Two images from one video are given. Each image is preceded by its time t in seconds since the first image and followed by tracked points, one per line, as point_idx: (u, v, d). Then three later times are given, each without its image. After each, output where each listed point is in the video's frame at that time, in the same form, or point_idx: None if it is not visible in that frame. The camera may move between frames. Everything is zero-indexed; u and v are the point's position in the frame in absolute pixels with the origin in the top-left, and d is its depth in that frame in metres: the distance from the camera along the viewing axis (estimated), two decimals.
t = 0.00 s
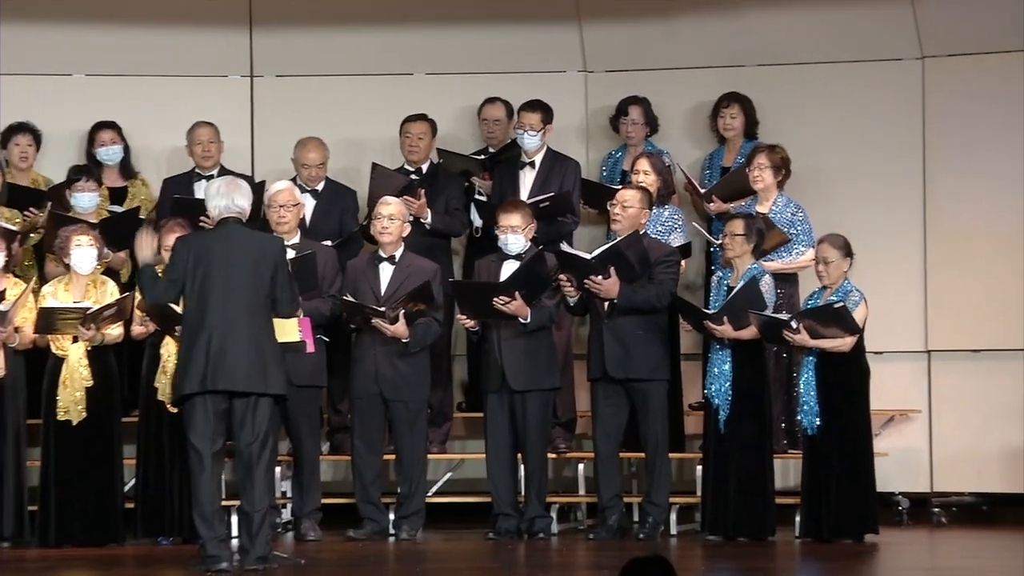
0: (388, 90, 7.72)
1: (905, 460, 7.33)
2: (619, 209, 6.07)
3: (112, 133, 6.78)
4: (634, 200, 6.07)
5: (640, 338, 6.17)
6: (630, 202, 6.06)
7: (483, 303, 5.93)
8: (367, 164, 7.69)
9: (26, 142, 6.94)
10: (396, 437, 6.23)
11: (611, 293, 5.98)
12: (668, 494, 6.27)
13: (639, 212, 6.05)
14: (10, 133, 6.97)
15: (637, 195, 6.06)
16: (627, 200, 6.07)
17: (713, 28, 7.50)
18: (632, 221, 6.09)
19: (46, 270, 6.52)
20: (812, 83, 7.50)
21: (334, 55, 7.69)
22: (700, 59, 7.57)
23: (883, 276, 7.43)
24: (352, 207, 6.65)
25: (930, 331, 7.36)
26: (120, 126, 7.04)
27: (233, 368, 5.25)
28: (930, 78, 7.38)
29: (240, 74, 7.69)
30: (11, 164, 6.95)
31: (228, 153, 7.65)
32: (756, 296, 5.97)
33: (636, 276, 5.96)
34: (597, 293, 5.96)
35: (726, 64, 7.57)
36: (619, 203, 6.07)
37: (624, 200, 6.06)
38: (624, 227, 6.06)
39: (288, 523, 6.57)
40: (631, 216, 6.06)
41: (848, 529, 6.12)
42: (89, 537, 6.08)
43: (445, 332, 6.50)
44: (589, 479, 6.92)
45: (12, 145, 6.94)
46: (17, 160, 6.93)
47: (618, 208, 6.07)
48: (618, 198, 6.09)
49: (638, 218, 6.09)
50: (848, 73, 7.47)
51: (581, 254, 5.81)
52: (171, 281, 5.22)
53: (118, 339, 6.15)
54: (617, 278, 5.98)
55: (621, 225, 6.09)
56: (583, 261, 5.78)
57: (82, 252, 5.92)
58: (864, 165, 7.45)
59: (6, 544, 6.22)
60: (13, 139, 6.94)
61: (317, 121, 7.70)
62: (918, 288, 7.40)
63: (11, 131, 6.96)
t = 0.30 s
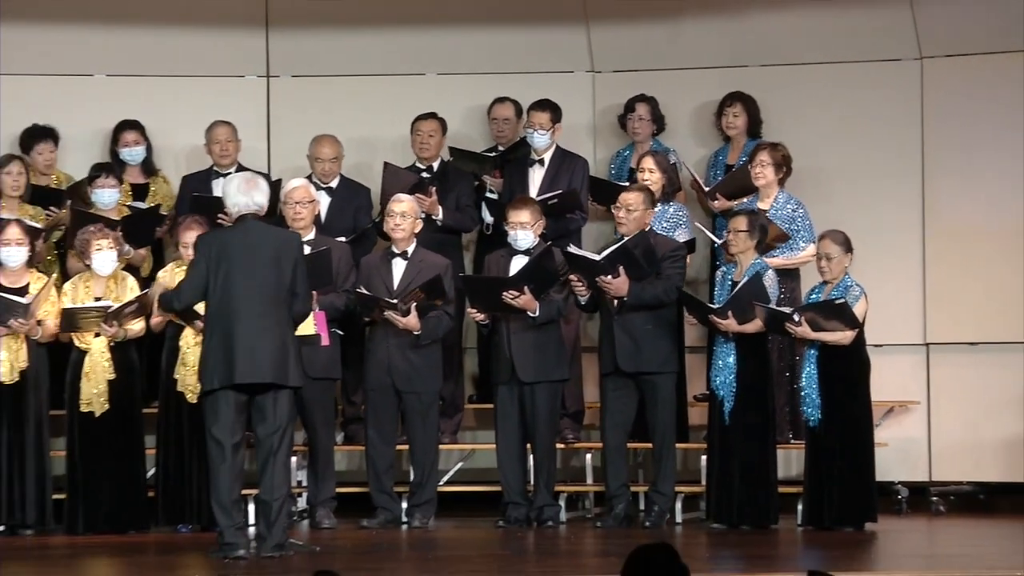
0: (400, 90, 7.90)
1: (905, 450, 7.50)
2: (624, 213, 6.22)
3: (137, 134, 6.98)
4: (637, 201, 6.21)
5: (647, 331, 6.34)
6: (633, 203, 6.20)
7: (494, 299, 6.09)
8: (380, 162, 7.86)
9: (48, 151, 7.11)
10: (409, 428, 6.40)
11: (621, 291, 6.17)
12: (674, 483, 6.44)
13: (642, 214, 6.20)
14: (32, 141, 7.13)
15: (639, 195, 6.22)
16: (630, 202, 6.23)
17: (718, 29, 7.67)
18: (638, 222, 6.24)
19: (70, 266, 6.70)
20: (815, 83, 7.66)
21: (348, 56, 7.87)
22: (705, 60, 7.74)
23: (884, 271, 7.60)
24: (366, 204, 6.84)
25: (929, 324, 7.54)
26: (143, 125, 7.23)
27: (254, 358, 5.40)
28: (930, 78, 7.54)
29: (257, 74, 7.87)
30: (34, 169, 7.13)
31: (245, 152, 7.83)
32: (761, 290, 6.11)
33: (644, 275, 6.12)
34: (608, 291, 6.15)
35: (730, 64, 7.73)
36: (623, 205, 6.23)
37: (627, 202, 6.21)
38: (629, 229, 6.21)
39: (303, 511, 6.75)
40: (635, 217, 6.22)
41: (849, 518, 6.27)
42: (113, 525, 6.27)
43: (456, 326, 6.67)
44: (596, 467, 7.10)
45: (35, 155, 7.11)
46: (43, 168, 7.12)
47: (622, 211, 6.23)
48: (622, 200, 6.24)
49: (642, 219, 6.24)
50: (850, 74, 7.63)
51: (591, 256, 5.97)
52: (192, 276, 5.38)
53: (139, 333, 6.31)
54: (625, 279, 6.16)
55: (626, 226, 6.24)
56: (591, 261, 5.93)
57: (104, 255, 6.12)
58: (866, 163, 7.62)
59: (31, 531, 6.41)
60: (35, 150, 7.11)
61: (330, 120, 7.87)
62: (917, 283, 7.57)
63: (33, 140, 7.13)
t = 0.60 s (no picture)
0: (410, 91, 8.00)
1: (909, 445, 7.60)
2: (633, 206, 6.31)
3: (156, 132, 7.08)
4: (646, 197, 6.30)
5: (656, 328, 6.44)
6: (642, 199, 6.29)
7: (505, 296, 6.18)
8: (391, 161, 7.97)
9: (64, 147, 7.22)
10: (420, 423, 6.50)
11: (630, 289, 6.27)
12: (682, 478, 6.54)
13: (650, 208, 6.29)
14: (49, 139, 7.26)
15: (648, 190, 6.31)
16: (639, 197, 6.32)
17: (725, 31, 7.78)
18: (647, 218, 6.32)
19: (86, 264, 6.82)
20: (821, 84, 7.76)
21: (360, 58, 7.99)
22: (712, 61, 7.84)
23: (889, 268, 7.69)
24: (379, 203, 6.94)
25: (933, 321, 7.63)
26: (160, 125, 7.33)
27: (267, 355, 5.48)
28: (933, 79, 7.64)
29: (271, 75, 7.98)
30: (51, 168, 7.24)
31: (260, 151, 7.94)
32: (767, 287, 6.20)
33: (651, 272, 6.27)
34: (618, 289, 6.26)
35: (736, 65, 7.83)
36: (631, 201, 6.31)
37: (636, 197, 6.30)
38: (638, 223, 6.29)
39: (317, 505, 6.87)
40: (644, 212, 6.31)
41: (853, 512, 6.37)
42: (131, 520, 6.37)
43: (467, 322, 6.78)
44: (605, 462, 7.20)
45: (51, 150, 7.23)
46: (57, 164, 7.22)
47: (631, 205, 6.32)
48: (630, 196, 6.33)
49: (650, 214, 6.33)
50: (855, 74, 7.73)
51: (601, 256, 6.06)
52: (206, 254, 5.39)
53: (156, 330, 6.41)
54: (635, 276, 6.27)
55: (635, 221, 6.32)
56: (601, 261, 6.02)
57: (118, 249, 6.25)
58: (871, 163, 7.71)
59: (49, 525, 6.51)
60: (52, 144, 7.22)
61: (342, 121, 7.98)
62: (921, 280, 7.67)
63: (50, 136, 7.25)
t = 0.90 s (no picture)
0: (421, 90, 8.01)
1: (920, 445, 7.60)
2: (646, 206, 6.32)
3: (170, 131, 7.10)
4: (659, 197, 6.31)
5: (668, 327, 6.44)
6: (655, 198, 6.30)
7: (517, 295, 6.18)
8: (402, 161, 7.97)
9: (78, 146, 7.25)
10: (432, 423, 6.50)
11: (642, 286, 6.26)
12: (693, 477, 6.53)
13: (664, 208, 6.30)
14: (66, 135, 7.30)
15: (661, 190, 6.31)
16: (652, 197, 6.32)
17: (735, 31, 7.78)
18: (661, 217, 6.34)
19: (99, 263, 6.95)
20: (832, 84, 7.76)
21: (371, 57, 8.00)
22: (722, 61, 7.84)
23: (900, 267, 7.69)
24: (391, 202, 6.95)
25: (944, 320, 7.63)
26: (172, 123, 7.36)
27: (277, 355, 5.45)
28: (944, 78, 7.64)
29: (283, 75, 7.98)
30: (64, 165, 7.27)
31: (271, 150, 7.95)
32: (778, 286, 6.19)
33: (663, 269, 6.27)
34: (629, 287, 6.24)
35: (747, 65, 7.83)
36: (644, 201, 6.32)
37: (649, 197, 6.30)
38: (654, 223, 6.31)
39: (329, 504, 6.88)
40: (658, 212, 6.32)
41: (862, 512, 6.35)
42: (142, 520, 6.37)
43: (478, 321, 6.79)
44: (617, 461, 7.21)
45: (65, 147, 7.26)
46: (69, 162, 7.24)
47: (644, 205, 6.33)
48: (643, 195, 6.34)
49: (664, 213, 6.34)
50: (866, 73, 7.74)
51: (613, 253, 6.06)
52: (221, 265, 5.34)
53: (168, 330, 6.42)
54: (647, 273, 6.26)
55: (649, 221, 6.34)
56: (613, 258, 6.03)
57: (129, 245, 6.21)
58: (882, 162, 7.72)
59: (60, 525, 6.51)
60: (67, 142, 7.26)
61: (353, 120, 7.98)
62: (932, 279, 7.67)
63: (67, 133, 7.28)
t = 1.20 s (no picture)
0: (435, 90, 8.01)
1: (935, 444, 7.59)
2: (663, 209, 6.32)
3: (185, 130, 7.10)
4: (675, 199, 6.31)
5: (683, 327, 6.44)
6: (671, 201, 6.30)
7: (531, 296, 6.17)
8: (416, 161, 7.97)
9: (95, 149, 7.26)
10: (446, 423, 6.50)
11: (657, 288, 6.27)
12: (707, 477, 6.53)
13: (680, 212, 6.30)
14: (85, 137, 7.31)
15: (677, 193, 6.31)
16: (668, 199, 6.32)
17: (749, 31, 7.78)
18: (677, 219, 6.34)
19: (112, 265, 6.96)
20: (846, 84, 7.75)
21: (385, 58, 8.00)
22: (736, 61, 7.84)
23: (914, 268, 7.68)
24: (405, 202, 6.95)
25: (958, 320, 7.63)
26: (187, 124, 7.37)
27: (287, 356, 5.43)
28: (958, 78, 7.63)
29: (297, 75, 7.99)
30: (79, 167, 7.27)
31: (285, 151, 7.96)
32: (793, 286, 6.18)
33: (678, 271, 6.25)
34: (643, 289, 6.25)
35: (761, 65, 7.83)
36: (660, 203, 6.32)
37: (665, 200, 6.30)
38: (670, 226, 6.31)
39: (343, 504, 6.89)
40: (674, 216, 6.32)
41: (878, 512, 6.34)
42: (155, 520, 6.37)
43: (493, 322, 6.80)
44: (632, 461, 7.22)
45: (82, 149, 7.26)
46: (85, 163, 7.25)
47: (661, 208, 6.33)
48: (659, 198, 6.34)
49: (680, 217, 6.35)
50: (880, 73, 7.73)
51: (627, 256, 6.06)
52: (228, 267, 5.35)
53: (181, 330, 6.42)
54: (661, 275, 6.27)
55: (666, 224, 6.34)
56: (628, 262, 6.02)
57: (143, 250, 6.23)
58: (896, 162, 7.71)
59: (74, 525, 6.51)
60: (84, 143, 7.26)
61: (367, 121, 7.99)
62: (946, 279, 7.66)
63: (84, 135, 7.28)
